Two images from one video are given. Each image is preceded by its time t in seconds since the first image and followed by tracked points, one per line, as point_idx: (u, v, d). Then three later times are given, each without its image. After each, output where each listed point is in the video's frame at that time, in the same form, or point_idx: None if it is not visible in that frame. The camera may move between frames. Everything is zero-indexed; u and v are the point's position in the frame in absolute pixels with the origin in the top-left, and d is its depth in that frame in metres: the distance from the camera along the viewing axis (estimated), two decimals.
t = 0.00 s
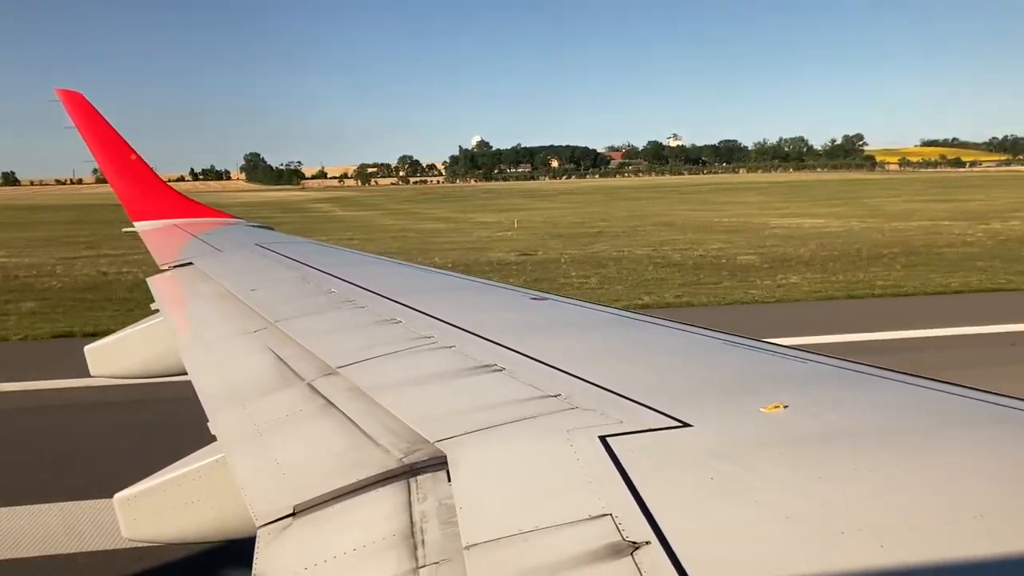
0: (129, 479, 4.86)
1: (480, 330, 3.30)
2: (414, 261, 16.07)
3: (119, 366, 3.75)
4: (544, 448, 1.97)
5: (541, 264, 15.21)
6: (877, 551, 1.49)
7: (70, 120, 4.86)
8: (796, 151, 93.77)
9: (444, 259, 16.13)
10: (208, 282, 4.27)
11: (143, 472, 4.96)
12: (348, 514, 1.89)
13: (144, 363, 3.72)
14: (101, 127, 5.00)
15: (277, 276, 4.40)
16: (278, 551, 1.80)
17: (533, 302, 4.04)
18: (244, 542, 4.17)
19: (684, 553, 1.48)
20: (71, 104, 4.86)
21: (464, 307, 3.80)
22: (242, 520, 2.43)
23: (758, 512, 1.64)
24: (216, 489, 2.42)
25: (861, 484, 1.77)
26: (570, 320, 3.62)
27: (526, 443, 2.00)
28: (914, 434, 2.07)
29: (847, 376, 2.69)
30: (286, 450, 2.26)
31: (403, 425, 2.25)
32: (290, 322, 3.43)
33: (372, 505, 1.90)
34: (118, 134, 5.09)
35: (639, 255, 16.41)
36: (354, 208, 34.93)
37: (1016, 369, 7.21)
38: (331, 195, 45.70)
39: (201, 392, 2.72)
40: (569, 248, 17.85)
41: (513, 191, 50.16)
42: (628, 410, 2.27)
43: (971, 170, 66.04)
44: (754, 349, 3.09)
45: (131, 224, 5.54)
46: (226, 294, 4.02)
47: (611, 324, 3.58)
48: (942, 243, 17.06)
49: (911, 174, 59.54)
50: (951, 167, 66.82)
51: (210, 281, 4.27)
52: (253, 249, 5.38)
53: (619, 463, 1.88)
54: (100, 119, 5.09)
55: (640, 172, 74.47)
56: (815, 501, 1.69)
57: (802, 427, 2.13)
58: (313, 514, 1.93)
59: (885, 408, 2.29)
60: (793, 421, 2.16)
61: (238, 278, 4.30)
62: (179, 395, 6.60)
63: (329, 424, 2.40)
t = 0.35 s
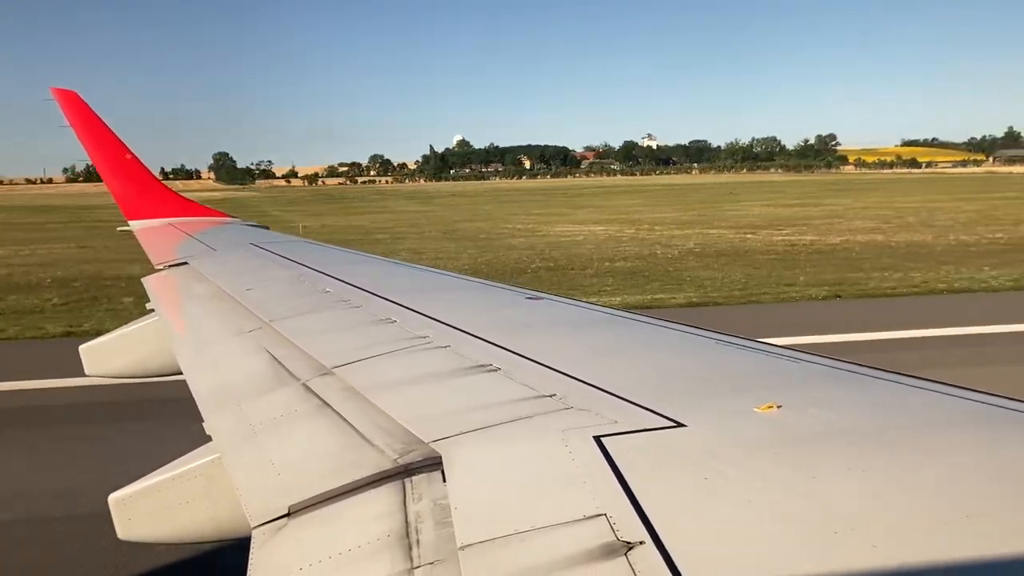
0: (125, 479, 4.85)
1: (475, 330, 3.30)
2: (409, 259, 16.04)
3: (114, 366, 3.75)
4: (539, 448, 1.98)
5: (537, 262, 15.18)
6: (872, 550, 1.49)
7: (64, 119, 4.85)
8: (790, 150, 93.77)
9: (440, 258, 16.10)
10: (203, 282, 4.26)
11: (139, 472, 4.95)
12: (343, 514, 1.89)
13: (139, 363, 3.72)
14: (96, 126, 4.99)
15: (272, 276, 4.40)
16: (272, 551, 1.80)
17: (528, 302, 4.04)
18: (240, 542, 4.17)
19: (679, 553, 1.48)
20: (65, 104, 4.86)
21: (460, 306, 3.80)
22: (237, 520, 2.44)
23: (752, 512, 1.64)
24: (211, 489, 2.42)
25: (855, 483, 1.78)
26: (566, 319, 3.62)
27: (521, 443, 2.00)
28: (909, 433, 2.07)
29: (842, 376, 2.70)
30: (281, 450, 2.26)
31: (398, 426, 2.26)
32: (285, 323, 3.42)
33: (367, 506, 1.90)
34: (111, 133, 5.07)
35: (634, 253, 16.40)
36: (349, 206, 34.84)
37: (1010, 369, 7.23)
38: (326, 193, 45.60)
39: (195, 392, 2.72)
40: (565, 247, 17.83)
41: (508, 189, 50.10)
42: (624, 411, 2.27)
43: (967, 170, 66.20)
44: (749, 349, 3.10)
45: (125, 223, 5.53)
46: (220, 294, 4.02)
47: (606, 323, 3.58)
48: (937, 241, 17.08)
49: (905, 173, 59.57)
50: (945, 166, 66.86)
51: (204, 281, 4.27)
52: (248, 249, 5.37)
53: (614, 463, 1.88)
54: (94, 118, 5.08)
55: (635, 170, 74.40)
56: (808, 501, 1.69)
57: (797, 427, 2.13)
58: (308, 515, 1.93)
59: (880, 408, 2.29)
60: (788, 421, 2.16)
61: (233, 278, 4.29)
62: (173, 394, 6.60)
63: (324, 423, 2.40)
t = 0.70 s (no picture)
0: (121, 479, 4.84)
1: (471, 330, 3.29)
2: (405, 259, 16.02)
3: (110, 365, 3.74)
4: (535, 448, 1.98)
5: (534, 262, 15.18)
6: (869, 551, 1.49)
7: (60, 118, 4.84)
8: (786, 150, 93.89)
9: (436, 257, 16.09)
10: (198, 282, 4.26)
11: (136, 472, 4.95)
12: (339, 514, 1.89)
13: (134, 363, 3.72)
14: (91, 126, 4.98)
15: (268, 276, 4.39)
16: (268, 552, 1.80)
17: (524, 302, 4.04)
18: (237, 542, 4.16)
19: (675, 554, 1.48)
20: (61, 103, 4.85)
21: (457, 306, 3.80)
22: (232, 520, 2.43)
23: (748, 512, 1.64)
24: (206, 489, 2.42)
25: (850, 483, 1.78)
26: (563, 319, 3.62)
27: (517, 444, 2.00)
28: (905, 434, 2.07)
29: (838, 376, 2.70)
30: (277, 450, 2.26)
31: (394, 426, 2.25)
32: (281, 323, 3.42)
33: (364, 506, 1.90)
34: (107, 133, 5.07)
35: (630, 253, 16.41)
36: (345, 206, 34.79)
37: (1008, 369, 7.25)
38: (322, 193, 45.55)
39: (191, 392, 2.72)
40: (561, 247, 17.83)
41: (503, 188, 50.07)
42: (620, 411, 2.27)
43: (964, 170, 66.32)
44: (745, 350, 3.10)
45: (121, 224, 5.52)
46: (215, 294, 4.01)
47: (603, 323, 3.59)
48: (933, 241, 17.10)
49: (900, 173, 59.65)
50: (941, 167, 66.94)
51: (200, 281, 4.26)
52: (243, 249, 5.36)
53: (610, 463, 1.88)
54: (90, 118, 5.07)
55: (631, 170, 74.35)
56: (805, 501, 1.69)
57: (793, 426, 2.13)
58: (304, 514, 1.93)
59: (875, 408, 2.30)
60: (784, 422, 2.16)
61: (229, 278, 4.28)
62: (170, 394, 6.60)
63: (319, 424, 2.40)
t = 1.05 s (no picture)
0: (120, 477, 4.84)
1: (470, 328, 3.30)
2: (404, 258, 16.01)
3: (109, 362, 3.74)
4: (531, 446, 1.98)
5: (534, 261, 15.16)
6: (864, 549, 1.50)
7: (59, 115, 4.85)
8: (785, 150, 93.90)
9: (436, 257, 16.07)
10: (197, 279, 4.26)
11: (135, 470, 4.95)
12: (338, 512, 1.89)
13: (132, 360, 3.72)
14: (90, 122, 4.99)
15: (267, 273, 4.39)
16: (264, 550, 1.80)
17: (523, 300, 4.04)
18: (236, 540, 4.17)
19: (673, 553, 1.49)
20: (59, 100, 4.85)
21: (455, 304, 3.80)
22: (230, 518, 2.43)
23: (745, 510, 1.65)
24: (204, 488, 2.42)
25: (846, 482, 1.78)
26: (561, 318, 3.62)
27: (514, 442, 2.01)
28: (901, 434, 2.08)
29: (836, 375, 2.71)
30: (274, 448, 2.26)
31: (391, 424, 2.26)
32: (279, 320, 3.42)
33: (362, 504, 1.90)
34: (105, 129, 5.07)
35: (631, 251, 16.40)
36: (344, 205, 34.78)
37: (1006, 369, 7.26)
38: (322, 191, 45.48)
39: (189, 389, 2.72)
40: (560, 246, 17.81)
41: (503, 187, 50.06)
42: (618, 410, 2.27)
43: (963, 170, 66.30)
44: (742, 348, 3.10)
45: (120, 221, 5.52)
46: (213, 292, 4.01)
47: (601, 322, 3.59)
48: (933, 241, 17.11)
49: (897, 174, 59.81)
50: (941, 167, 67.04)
51: (198, 278, 4.26)
52: (242, 246, 5.36)
53: (607, 461, 1.88)
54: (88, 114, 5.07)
55: (630, 170, 74.31)
56: (801, 500, 1.70)
57: (789, 425, 2.14)
58: (302, 512, 1.93)
59: (871, 407, 2.30)
60: (781, 421, 2.17)
61: (228, 275, 4.29)
62: (169, 391, 6.59)
63: (317, 421, 2.40)
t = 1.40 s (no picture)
0: (119, 475, 4.85)
1: (470, 327, 3.30)
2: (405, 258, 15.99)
3: (109, 361, 3.74)
4: (531, 445, 1.98)
5: (534, 260, 15.15)
6: (864, 549, 1.50)
7: (58, 113, 4.85)
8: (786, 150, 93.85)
9: (436, 256, 16.06)
10: (197, 278, 4.26)
11: (134, 468, 4.95)
12: (338, 510, 1.89)
13: (132, 358, 3.72)
14: (89, 121, 4.98)
15: (267, 272, 4.39)
16: (264, 549, 1.80)
17: (524, 299, 4.04)
18: (236, 539, 4.17)
19: (673, 552, 1.48)
20: (60, 98, 4.85)
21: (456, 304, 3.80)
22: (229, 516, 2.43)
23: (744, 509, 1.64)
24: (203, 486, 2.42)
25: (846, 481, 1.78)
26: (562, 317, 3.62)
27: (514, 441, 2.01)
28: (902, 433, 2.07)
29: (837, 375, 2.70)
30: (274, 446, 2.26)
31: (390, 422, 2.26)
32: (280, 319, 3.42)
33: (363, 503, 1.90)
34: (105, 127, 5.07)
35: (632, 251, 16.39)
36: (345, 203, 34.76)
37: (1005, 369, 7.25)
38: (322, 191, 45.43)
39: (189, 387, 2.72)
40: (562, 245, 17.79)
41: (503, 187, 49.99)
42: (619, 409, 2.26)
43: (964, 171, 66.19)
44: (742, 347, 3.10)
45: (120, 220, 5.53)
46: (214, 290, 4.01)
47: (601, 321, 3.59)
48: (934, 241, 17.08)
49: (897, 174, 59.75)
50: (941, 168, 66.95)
51: (199, 277, 4.26)
52: (242, 245, 5.36)
53: (607, 460, 1.88)
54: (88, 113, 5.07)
55: (631, 170, 74.21)
56: (801, 499, 1.69)
57: (789, 424, 2.14)
58: (302, 511, 1.93)
59: (872, 407, 2.30)
60: (781, 420, 2.17)
61: (229, 274, 4.29)
62: (169, 390, 6.60)
63: (318, 420, 2.40)
